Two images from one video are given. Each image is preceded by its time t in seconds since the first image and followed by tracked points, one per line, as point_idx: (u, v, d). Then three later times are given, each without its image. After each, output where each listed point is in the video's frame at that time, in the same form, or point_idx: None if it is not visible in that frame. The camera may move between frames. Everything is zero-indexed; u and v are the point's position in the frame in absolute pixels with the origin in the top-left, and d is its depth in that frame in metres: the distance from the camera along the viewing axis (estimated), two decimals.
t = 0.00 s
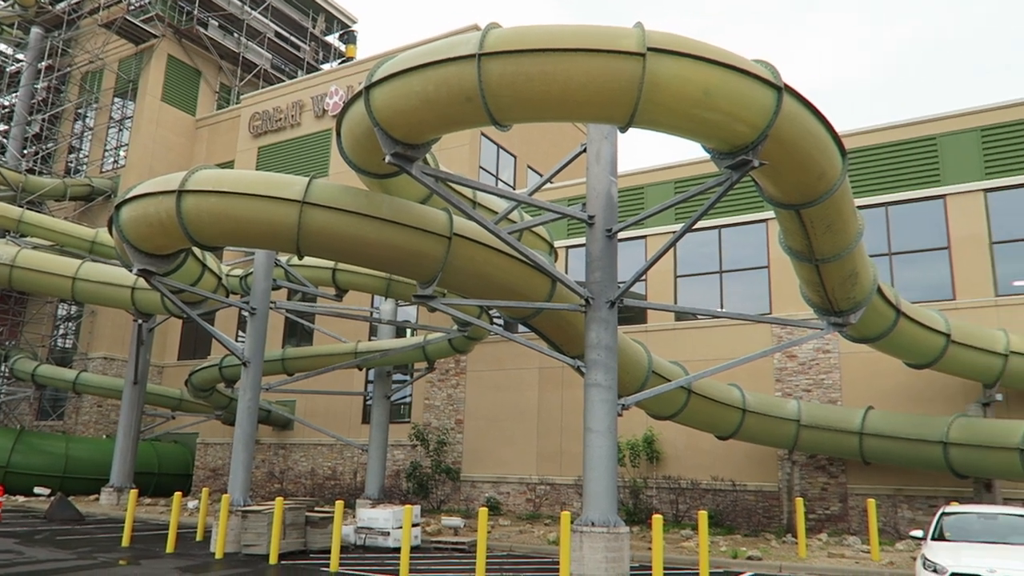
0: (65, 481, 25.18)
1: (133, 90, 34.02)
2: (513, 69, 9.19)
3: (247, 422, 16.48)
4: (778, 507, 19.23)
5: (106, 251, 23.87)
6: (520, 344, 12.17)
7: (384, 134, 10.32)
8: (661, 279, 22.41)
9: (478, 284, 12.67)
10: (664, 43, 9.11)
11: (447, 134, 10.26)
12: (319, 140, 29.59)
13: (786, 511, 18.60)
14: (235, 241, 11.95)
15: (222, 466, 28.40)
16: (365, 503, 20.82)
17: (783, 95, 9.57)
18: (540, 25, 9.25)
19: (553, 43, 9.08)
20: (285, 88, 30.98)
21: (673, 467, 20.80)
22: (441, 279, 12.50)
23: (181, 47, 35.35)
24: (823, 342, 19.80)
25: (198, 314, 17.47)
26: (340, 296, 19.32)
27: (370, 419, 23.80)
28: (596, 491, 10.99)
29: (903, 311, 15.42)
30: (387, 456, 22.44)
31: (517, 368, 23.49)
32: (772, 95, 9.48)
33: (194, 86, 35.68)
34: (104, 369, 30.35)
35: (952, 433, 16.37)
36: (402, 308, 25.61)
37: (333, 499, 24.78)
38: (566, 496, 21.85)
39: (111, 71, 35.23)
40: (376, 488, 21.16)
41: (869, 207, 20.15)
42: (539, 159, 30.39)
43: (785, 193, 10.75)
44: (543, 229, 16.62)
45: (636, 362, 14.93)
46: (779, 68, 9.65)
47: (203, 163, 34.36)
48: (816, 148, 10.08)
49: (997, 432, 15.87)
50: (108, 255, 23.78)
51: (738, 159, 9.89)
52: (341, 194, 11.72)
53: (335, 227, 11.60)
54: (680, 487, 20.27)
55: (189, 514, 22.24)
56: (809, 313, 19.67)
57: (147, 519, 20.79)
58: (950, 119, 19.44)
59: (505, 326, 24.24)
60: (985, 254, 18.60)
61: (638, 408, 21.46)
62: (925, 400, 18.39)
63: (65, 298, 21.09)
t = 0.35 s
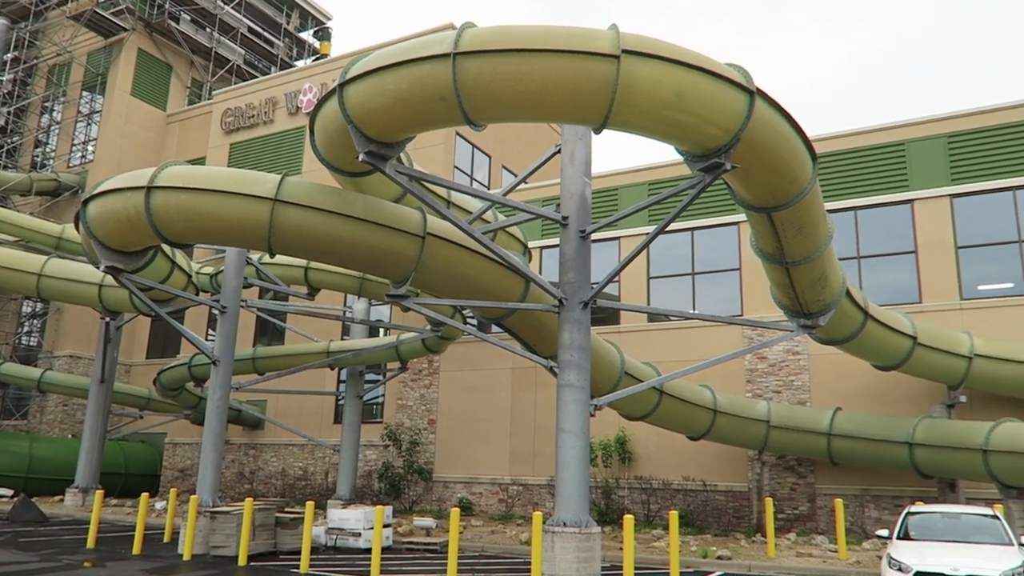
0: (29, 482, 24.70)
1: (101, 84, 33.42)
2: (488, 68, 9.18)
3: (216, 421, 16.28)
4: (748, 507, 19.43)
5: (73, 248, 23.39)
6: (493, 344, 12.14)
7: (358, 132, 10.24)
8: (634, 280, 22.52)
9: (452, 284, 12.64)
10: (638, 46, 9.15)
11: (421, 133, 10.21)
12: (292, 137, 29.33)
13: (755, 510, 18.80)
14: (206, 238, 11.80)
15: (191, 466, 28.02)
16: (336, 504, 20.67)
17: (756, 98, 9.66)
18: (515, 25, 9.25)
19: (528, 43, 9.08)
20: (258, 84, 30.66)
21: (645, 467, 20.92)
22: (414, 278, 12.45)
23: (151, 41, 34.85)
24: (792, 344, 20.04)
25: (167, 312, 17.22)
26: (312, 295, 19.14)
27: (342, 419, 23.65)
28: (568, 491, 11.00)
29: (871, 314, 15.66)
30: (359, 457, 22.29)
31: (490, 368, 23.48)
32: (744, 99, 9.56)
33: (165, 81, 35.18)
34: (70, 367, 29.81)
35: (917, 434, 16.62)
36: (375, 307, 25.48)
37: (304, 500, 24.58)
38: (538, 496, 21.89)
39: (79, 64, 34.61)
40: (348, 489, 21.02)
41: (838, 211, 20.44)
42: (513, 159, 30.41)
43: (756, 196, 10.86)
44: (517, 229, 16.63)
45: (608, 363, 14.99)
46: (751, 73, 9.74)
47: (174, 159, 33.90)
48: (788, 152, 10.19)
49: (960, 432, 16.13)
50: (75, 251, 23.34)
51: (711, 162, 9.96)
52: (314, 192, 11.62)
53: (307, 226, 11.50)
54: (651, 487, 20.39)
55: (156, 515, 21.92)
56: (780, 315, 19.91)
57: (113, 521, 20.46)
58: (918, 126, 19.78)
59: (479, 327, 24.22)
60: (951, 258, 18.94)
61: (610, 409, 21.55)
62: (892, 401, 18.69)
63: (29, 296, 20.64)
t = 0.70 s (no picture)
0: None
1: (64, 78, 32.75)
2: (458, 70, 9.17)
3: (178, 423, 16.02)
4: (713, 509, 19.62)
5: (31, 244, 22.85)
6: (461, 346, 12.10)
7: (326, 132, 10.15)
8: (602, 284, 22.63)
9: (419, 286, 12.58)
10: (608, 50, 9.22)
11: (390, 134, 10.16)
12: (260, 136, 29.01)
13: (720, 513, 18.99)
14: (169, 237, 11.61)
15: (152, 468, 27.50)
16: (301, 506, 20.43)
17: (723, 105, 9.77)
18: (486, 27, 9.25)
19: (499, 45, 9.09)
20: (226, 81, 30.26)
21: (612, 470, 21.00)
22: (382, 279, 12.38)
23: (116, 35, 34.26)
24: (758, 348, 20.29)
25: (129, 311, 16.90)
26: (278, 295, 18.92)
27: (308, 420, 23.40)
28: (534, 493, 11.01)
29: (834, 319, 15.93)
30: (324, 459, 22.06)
31: (458, 370, 23.42)
32: (712, 105, 9.68)
33: (130, 76, 34.59)
34: (28, 367, 29.13)
35: (878, 437, 16.91)
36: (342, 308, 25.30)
37: (268, 503, 24.28)
38: (505, 499, 21.88)
39: (41, 58, 33.90)
40: (313, 491, 20.79)
41: (803, 218, 20.75)
42: (483, 161, 30.40)
43: (723, 201, 10.99)
44: (486, 231, 16.62)
45: (576, 366, 15.05)
46: (719, 80, 9.85)
47: (138, 156, 33.33)
48: (754, 158, 10.32)
49: (919, 435, 16.44)
50: (34, 248, 22.79)
51: (679, 167, 10.05)
52: (280, 191, 11.49)
53: (273, 225, 11.37)
54: (618, 489, 20.48)
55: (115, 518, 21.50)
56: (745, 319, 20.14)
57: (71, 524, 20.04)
58: (881, 135, 20.15)
59: (447, 329, 24.15)
60: (912, 265, 19.32)
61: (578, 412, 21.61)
62: (853, 405, 19.01)
63: None
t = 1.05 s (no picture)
0: None
1: (16, 69, 31.86)
2: (422, 68, 9.13)
3: (132, 423, 15.69)
4: (672, 508, 19.83)
5: None
6: (422, 346, 12.04)
7: (287, 128, 10.03)
8: (565, 285, 22.72)
9: (381, 285, 12.50)
10: (572, 52, 9.27)
11: (353, 132, 10.08)
12: (220, 131, 28.55)
13: (679, 512, 19.20)
14: (124, 234, 11.37)
15: (105, 470, 26.88)
16: (259, 508, 20.17)
17: (685, 109, 9.90)
18: (451, 27, 9.24)
19: (464, 45, 9.08)
20: (185, 75, 29.72)
21: (573, 469, 21.10)
22: (344, 278, 12.28)
23: (71, 26, 33.43)
24: (717, 349, 20.55)
25: (82, 309, 16.50)
26: (237, 294, 18.64)
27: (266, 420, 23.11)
28: (495, 493, 11.02)
29: (792, 321, 16.22)
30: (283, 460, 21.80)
31: (420, 370, 23.33)
32: (674, 109, 9.79)
33: (86, 68, 33.78)
34: None
35: (832, 437, 17.25)
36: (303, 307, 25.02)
37: (225, 504, 23.92)
38: (466, 499, 21.86)
39: None
40: (271, 493, 20.53)
41: (761, 221, 21.08)
42: (447, 161, 30.30)
43: (684, 204, 11.11)
44: (450, 231, 16.58)
45: (538, 366, 15.09)
46: (681, 84, 9.98)
47: (93, 149, 32.56)
48: (714, 161, 10.46)
49: (872, 435, 16.81)
50: None
51: (641, 169, 10.13)
52: (240, 188, 11.33)
53: (232, 223, 11.21)
54: (578, 489, 20.59)
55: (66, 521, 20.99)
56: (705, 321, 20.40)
57: (19, 527, 19.50)
58: (838, 141, 20.57)
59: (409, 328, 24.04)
60: (866, 268, 19.76)
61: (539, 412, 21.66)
62: (809, 405, 19.37)
63: None
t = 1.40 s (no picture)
0: None
1: None
2: (387, 63, 9.07)
3: (86, 421, 15.35)
4: (633, 505, 20.00)
5: None
6: (385, 343, 11.95)
7: (249, 121, 9.88)
8: (529, 282, 22.76)
9: (343, 281, 12.39)
10: (537, 51, 9.29)
11: (315, 125, 9.97)
12: (180, 123, 28.02)
13: (639, 509, 19.37)
14: (79, 226, 11.10)
15: (57, 467, 26.23)
16: (217, 506, 19.87)
17: (648, 109, 9.98)
18: (417, 22, 9.18)
19: (429, 40, 9.04)
20: (144, 65, 29.11)
21: (535, 467, 21.17)
22: (306, 274, 12.14)
23: (25, 12, 32.52)
24: (678, 348, 20.78)
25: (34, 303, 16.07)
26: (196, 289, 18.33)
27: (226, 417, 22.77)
28: (457, 490, 11.00)
29: (752, 321, 16.46)
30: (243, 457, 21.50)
31: (383, 367, 23.19)
32: (638, 109, 9.86)
33: (40, 55, 32.89)
34: None
35: (790, 434, 17.55)
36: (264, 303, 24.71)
37: (182, 503, 23.52)
38: (428, 496, 21.81)
39: None
40: (230, 491, 20.24)
41: (723, 222, 21.35)
42: (412, 156, 30.15)
43: (648, 204, 11.21)
44: (414, 227, 16.51)
45: (501, 363, 15.10)
46: (645, 84, 10.06)
47: (47, 139, 31.71)
48: (677, 162, 10.57)
49: (828, 433, 17.14)
50: None
51: (605, 168, 10.19)
52: (199, 181, 11.13)
53: (191, 216, 11.02)
54: (541, 486, 20.66)
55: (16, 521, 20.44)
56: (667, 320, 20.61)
57: None
58: (798, 144, 20.91)
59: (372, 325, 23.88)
60: (824, 269, 20.14)
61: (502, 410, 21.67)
62: (767, 403, 19.70)
63: None
